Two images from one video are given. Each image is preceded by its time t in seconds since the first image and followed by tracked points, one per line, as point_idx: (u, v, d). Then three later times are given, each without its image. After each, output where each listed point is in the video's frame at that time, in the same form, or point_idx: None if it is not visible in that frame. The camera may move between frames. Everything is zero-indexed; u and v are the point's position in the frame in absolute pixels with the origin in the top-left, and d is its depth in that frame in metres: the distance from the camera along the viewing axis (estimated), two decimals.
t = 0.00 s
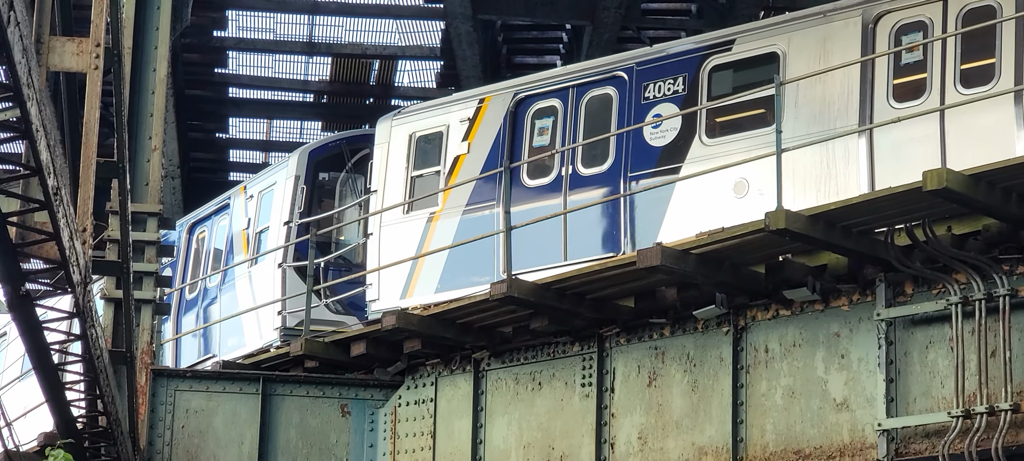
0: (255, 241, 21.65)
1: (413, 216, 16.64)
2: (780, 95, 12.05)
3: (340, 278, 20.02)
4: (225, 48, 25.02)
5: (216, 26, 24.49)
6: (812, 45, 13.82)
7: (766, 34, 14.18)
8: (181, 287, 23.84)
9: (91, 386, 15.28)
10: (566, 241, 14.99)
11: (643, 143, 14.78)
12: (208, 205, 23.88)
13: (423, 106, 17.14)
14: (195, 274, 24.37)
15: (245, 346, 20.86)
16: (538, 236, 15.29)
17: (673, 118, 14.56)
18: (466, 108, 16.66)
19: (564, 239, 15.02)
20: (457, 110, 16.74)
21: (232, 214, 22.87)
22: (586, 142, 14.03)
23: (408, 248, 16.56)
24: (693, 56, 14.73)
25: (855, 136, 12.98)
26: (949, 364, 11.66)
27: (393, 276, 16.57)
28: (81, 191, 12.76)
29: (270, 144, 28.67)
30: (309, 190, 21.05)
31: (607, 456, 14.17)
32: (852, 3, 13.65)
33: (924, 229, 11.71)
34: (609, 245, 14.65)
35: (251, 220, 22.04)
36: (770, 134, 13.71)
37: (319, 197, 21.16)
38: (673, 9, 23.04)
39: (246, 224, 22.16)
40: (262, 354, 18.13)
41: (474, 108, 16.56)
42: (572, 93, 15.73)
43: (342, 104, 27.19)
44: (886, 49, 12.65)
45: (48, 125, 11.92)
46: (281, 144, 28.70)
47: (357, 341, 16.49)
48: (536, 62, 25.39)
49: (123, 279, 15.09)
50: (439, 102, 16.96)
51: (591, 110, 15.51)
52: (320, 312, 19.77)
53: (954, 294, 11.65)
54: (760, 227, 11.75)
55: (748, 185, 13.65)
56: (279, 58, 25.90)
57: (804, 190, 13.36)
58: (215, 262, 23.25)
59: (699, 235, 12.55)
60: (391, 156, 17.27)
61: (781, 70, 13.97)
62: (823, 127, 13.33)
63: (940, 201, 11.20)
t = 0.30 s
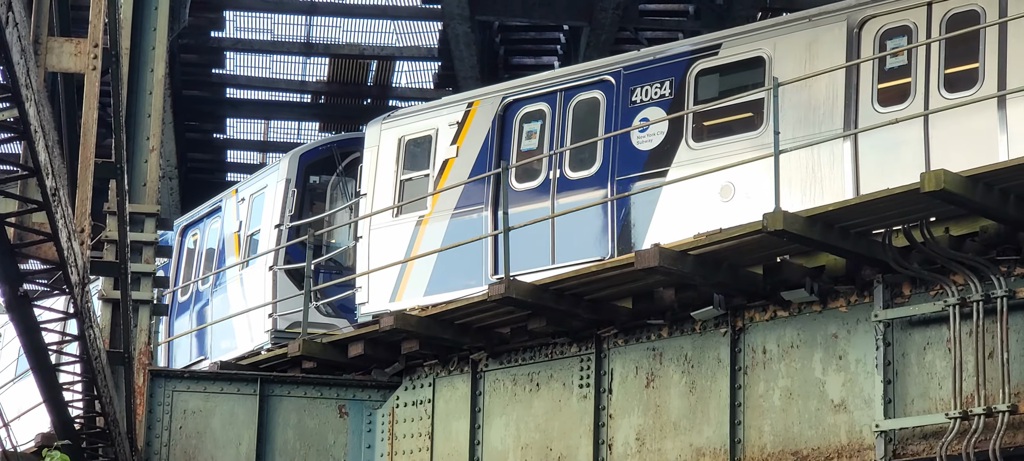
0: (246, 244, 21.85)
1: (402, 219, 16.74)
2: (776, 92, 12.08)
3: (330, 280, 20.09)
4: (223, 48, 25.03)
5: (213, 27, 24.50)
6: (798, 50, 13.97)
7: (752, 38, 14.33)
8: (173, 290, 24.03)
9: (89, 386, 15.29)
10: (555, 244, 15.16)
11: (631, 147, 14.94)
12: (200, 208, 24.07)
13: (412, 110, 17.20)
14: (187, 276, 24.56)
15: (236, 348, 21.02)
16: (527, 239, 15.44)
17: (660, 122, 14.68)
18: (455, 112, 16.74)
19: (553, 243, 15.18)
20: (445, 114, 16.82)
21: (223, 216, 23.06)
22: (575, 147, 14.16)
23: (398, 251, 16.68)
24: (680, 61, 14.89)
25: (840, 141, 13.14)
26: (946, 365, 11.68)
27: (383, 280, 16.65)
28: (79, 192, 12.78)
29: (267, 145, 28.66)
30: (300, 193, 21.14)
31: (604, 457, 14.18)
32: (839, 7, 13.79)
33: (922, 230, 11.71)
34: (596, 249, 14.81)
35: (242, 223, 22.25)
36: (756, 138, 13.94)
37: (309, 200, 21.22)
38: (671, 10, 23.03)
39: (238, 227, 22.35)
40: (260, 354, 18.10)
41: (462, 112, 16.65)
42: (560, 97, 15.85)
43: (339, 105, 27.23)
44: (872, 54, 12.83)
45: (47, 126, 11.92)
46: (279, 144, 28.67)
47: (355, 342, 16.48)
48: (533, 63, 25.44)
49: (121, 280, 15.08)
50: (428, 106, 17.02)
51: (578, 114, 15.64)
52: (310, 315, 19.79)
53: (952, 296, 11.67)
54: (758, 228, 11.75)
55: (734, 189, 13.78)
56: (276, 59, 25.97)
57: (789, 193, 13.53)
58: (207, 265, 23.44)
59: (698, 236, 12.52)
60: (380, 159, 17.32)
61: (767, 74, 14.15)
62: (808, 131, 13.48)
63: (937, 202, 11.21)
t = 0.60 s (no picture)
0: (236, 245, 22.45)
1: (390, 222, 17.02)
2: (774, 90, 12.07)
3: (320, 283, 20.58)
4: (220, 48, 25.02)
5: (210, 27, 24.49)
6: (782, 54, 14.12)
7: (736, 42, 14.48)
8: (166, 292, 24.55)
9: (85, 386, 15.28)
10: (541, 248, 15.32)
11: (616, 151, 15.11)
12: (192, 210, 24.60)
13: (400, 114, 17.51)
14: (180, 278, 25.06)
15: (224, 350, 21.44)
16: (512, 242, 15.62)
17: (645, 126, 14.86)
18: (442, 115, 17.04)
19: (539, 247, 15.35)
20: (433, 118, 17.11)
21: (215, 219, 23.62)
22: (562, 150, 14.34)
23: (386, 254, 16.94)
24: (666, 65, 15.02)
25: (824, 145, 13.28)
26: (942, 366, 11.70)
27: (371, 282, 16.93)
28: (75, 192, 12.76)
29: (264, 145, 28.66)
30: (289, 196, 21.83)
31: (600, 457, 14.18)
32: (822, 12, 13.98)
33: (919, 231, 11.73)
34: (581, 252, 15.00)
35: (233, 225, 22.83)
36: (740, 142, 14.06)
37: (299, 202, 21.96)
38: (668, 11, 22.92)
39: (229, 229, 22.90)
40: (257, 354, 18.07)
41: (450, 116, 16.93)
42: (547, 101, 16.03)
43: (335, 105, 27.25)
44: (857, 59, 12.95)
45: (44, 126, 11.91)
46: (276, 144, 28.66)
47: (351, 342, 16.48)
48: (530, 63, 25.50)
49: (118, 280, 15.07)
50: (416, 109, 17.33)
51: (565, 118, 15.81)
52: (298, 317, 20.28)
53: (948, 297, 11.69)
54: (756, 228, 11.76)
55: (719, 193, 13.93)
56: (273, 59, 25.95)
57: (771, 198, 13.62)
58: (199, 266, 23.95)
59: (696, 236, 12.51)
60: (369, 162, 17.61)
61: (752, 79, 14.28)
62: (792, 135, 13.61)
63: (933, 204, 11.23)
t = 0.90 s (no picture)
0: (227, 247, 22.57)
1: (379, 224, 17.12)
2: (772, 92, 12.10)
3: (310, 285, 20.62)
4: (218, 48, 25.03)
5: (208, 26, 24.49)
6: (766, 58, 14.19)
7: (721, 46, 14.58)
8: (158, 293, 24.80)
9: (82, 385, 15.25)
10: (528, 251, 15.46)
11: (603, 154, 15.23)
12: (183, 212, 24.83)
13: (389, 117, 17.65)
14: (171, 278, 25.32)
15: (214, 351, 21.62)
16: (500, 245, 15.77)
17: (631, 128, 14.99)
18: (431, 118, 17.16)
19: (525, 250, 15.49)
20: (422, 121, 17.24)
21: (206, 220, 23.79)
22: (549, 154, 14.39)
23: (374, 257, 17.02)
24: (651, 68, 15.15)
25: (807, 149, 13.36)
26: (939, 367, 11.71)
27: (359, 284, 17.02)
28: (74, 191, 12.74)
29: (262, 144, 28.68)
30: (280, 198, 22.03)
31: (598, 458, 14.19)
32: (806, 16, 14.01)
33: (916, 232, 11.75)
34: (567, 256, 15.12)
35: (224, 227, 22.97)
36: (726, 146, 14.14)
37: (291, 205, 22.15)
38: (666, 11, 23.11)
39: (220, 231, 23.07)
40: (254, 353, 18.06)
41: (438, 119, 17.06)
42: (534, 104, 16.14)
43: (333, 105, 27.23)
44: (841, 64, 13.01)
45: (42, 125, 11.92)
46: (273, 144, 28.68)
47: (348, 342, 16.47)
48: (528, 63, 25.51)
49: (115, 279, 15.07)
50: (405, 112, 17.46)
51: (551, 121, 15.94)
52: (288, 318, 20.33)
53: (946, 298, 11.71)
54: (753, 229, 11.77)
55: (705, 196, 13.99)
56: (271, 58, 25.94)
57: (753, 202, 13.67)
58: (190, 268, 24.18)
59: (690, 237, 12.57)
60: (357, 165, 17.69)
61: (737, 82, 14.36)
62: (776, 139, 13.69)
63: (931, 205, 11.25)
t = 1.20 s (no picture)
0: (218, 250, 22.68)
1: (368, 227, 17.19)
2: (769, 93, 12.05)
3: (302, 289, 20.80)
4: (215, 48, 25.04)
5: (206, 26, 24.50)
6: (751, 62, 14.23)
7: (707, 51, 14.62)
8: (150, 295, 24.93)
9: (79, 386, 15.25)
10: (514, 254, 15.53)
11: (589, 158, 15.30)
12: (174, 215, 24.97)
13: (378, 120, 17.72)
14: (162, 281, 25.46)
15: (205, 353, 21.77)
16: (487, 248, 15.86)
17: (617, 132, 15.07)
18: (419, 122, 17.25)
19: (512, 253, 15.56)
20: (410, 124, 17.32)
21: (197, 223, 23.93)
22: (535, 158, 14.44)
23: (362, 260, 17.10)
24: (637, 72, 15.23)
25: (791, 154, 13.44)
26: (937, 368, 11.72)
27: (347, 288, 17.08)
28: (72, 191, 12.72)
29: (259, 144, 28.70)
30: (270, 201, 22.11)
31: (595, 458, 14.19)
32: (790, 21, 14.07)
33: (913, 233, 11.77)
34: (553, 259, 15.18)
35: (214, 230, 23.08)
36: (712, 149, 14.16)
37: (281, 207, 22.27)
38: (663, 12, 23.13)
39: (210, 233, 23.18)
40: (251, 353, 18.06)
41: (426, 122, 17.15)
42: (522, 107, 16.26)
43: (332, 105, 27.16)
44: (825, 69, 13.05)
45: (40, 125, 11.89)
46: (271, 144, 28.69)
47: (346, 342, 16.47)
48: (526, 64, 25.50)
49: (112, 279, 15.07)
50: (393, 116, 17.53)
51: (538, 124, 16.03)
52: (278, 321, 20.56)
53: (943, 299, 11.70)
54: (750, 230, 11.77)
55: (690, 200, 14.04)
56: (269, 58, 25.99)
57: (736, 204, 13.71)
58: (181, 270, 24.33)
59: (689, 237, 12.56)
60: (347, 168, 17.79)
61: (722, 87, 14.41)
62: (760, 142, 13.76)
63: (929, 206, 11.25)
